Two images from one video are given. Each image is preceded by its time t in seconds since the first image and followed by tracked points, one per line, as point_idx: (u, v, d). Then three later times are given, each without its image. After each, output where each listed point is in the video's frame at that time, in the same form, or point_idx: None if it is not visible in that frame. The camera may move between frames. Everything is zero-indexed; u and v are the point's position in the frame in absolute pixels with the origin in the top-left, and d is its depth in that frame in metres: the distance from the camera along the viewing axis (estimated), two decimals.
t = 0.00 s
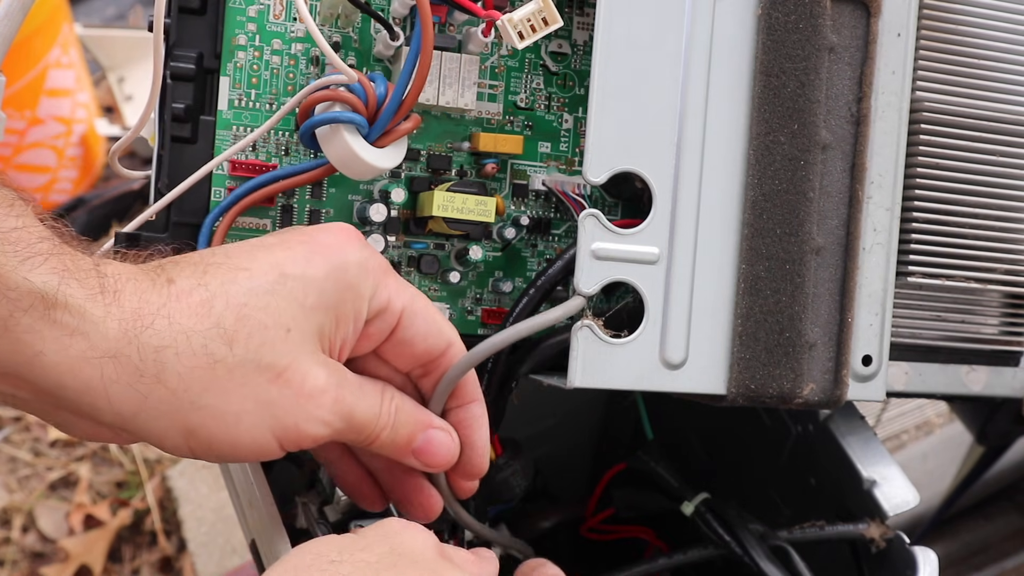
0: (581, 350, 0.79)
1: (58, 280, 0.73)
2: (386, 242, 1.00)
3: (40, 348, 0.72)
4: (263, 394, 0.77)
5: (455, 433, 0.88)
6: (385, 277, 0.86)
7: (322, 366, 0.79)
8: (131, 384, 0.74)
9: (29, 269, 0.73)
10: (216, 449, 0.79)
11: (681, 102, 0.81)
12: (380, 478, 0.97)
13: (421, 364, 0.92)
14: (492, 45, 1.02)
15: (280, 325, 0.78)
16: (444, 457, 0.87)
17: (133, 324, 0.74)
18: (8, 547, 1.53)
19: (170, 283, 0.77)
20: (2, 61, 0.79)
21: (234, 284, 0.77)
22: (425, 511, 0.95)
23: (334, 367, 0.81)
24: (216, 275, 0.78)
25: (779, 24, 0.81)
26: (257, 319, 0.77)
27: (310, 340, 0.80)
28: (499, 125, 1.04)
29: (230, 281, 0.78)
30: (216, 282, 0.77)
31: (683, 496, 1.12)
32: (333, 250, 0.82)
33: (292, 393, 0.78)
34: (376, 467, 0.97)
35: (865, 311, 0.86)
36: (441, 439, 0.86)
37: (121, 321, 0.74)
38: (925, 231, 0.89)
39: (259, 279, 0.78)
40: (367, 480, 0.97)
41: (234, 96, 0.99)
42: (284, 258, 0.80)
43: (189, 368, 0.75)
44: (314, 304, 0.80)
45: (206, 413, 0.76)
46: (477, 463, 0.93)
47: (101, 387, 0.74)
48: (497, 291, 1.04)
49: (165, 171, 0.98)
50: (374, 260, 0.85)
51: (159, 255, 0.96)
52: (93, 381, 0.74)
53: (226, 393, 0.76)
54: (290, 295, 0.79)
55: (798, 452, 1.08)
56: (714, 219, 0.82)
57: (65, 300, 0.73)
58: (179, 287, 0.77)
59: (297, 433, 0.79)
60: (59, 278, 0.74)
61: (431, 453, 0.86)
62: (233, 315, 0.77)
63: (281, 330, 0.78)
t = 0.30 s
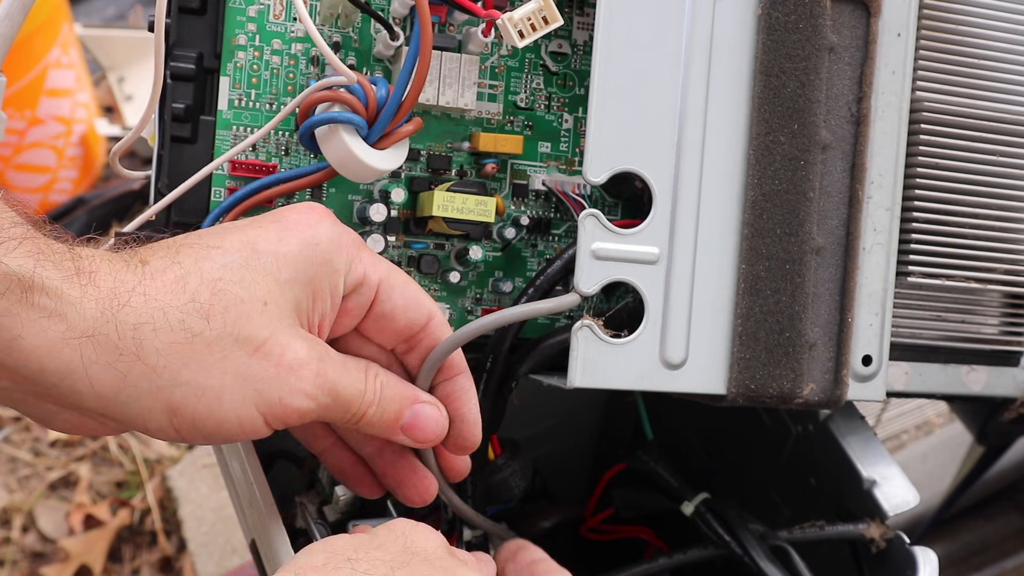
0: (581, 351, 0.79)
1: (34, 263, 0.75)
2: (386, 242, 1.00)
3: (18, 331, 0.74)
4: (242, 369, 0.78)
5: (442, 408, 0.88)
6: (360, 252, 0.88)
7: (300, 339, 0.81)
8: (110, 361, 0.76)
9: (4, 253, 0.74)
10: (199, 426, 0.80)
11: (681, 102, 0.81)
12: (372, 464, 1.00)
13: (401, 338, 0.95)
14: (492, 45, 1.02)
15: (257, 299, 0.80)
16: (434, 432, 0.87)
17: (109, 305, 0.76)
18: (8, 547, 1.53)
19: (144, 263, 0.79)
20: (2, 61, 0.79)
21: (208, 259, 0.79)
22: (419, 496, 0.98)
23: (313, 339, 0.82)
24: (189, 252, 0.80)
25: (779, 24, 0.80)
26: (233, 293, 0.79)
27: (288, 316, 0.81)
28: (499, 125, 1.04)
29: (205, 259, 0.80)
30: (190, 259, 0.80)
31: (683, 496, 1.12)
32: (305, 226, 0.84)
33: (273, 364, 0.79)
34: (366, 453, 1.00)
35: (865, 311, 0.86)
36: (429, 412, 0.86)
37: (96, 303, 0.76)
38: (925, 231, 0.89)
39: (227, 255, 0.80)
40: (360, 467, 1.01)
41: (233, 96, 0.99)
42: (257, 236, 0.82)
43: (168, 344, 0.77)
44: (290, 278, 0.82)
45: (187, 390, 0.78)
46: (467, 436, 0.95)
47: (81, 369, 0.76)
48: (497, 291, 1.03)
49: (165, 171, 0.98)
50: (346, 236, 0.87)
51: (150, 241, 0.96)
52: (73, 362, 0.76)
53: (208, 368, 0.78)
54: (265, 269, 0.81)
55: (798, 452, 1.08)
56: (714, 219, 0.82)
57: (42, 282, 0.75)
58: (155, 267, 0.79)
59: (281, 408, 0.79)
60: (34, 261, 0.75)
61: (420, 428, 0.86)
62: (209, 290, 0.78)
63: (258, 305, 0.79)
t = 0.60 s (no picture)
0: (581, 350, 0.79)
1: (27, 292, 0.75)
2: (385, 241, 1.00)
3: (11, 359, 0.75)
4: (232, 404, 0.79)
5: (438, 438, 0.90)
6: (361, 283, 0.88)
7: (292, 376, 0.81)
8: (100, 394, 0.77)
9: None
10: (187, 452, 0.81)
11: (681, 102, 0.80)
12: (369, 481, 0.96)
13: (399, 368, 0.94)
14: (492, 45, 1.02)
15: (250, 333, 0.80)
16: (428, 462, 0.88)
17: (103, 334, 0.77)
18: (8, 547, 1.54)
19: (138, 293, 0.79)
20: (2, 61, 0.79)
21: (202, 292, 0.80)
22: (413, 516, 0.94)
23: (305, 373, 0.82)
24: (186, 285, 0.80)
25: (779, 24, 0.80)
26: (226, 328, 0.79)
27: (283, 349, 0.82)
28: (499, 125, 1.04)
29: (199, 291, 0.80)
30: (185, 292, 0.80)
31: (684, 496, 1.11)
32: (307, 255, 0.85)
33: (261, 401, 0.80)
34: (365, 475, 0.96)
35: (865, 312, 0.86)
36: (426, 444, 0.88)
37: (90, 331, 0.76)
38: (925, 231, 0.89)
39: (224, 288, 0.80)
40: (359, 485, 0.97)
41: (233, 96, 0.99)
42: (257, 266, 0.82)
43: (156, 377, 0.77)
44: (287, 311, 0.82)
45: (173, 423, 0.79)
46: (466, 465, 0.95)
47: (71, 398, 0.77)
48: (497, 291, 1.04)
49: (166, 171, 0.98)
50: (348, 263, 0.87)
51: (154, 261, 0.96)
52: (63, 390, 0.77)
53: (196, 403, 0.78)
54: (261, 303, 0.81)
55: (798, 452, 1.08)
56: (713, 219, 0.82)
57: (34, 312, 0.75)
58: (150, 296, 0.79)
59: (269, 441, 0.81)
60: (27, 290, 0.75)
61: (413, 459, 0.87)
62: (202, 325, 0.79)
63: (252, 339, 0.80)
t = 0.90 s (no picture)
0: (581, 350, 0.79)
1: (29, 283, 0.75)
2: (385, 241, 1.00)
3: (13, 349, 0.74)
4: (235, 393, 0.79)
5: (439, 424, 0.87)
6: (361, 276, 0.88)
7: (295, 364, 0.80)
8: (104, 383, 0.77)
9: None
10: (191, 445, 0.80)
11: (681, 103, 0.81)
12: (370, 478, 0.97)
13: (400, 361, 0.94)
14: (492, 45, 1.02)
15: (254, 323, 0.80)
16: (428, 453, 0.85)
17: (106, 325, 0.77)
18: (8, 547, 1.54)
19: (141, 283, 0.79)
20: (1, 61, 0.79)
21: (205, 283, 0.80)
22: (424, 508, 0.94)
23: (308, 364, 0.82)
24: (188, 276, 0.80)
25: (779, 24, 0.80)
26: (229, 318, 0.79)
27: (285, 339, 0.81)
28: (499, 125, 1.04)
29: (203, 281, 0.80)
30: (187, 282, 0.80)
31: (683, 496, 1.11)
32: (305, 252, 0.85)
33: (265, 391, 0.79)
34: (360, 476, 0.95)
35: (865, 311, 0.86)
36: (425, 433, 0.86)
37: (92, 322, 0.77)
38: (924, 231, 0.89)
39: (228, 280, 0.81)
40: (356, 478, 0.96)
41: (233, 96, 0.99)
42: (257, 259, 0.82)
43: (160, 366, 0.77)
44: (288, 303, 0.82)
45: (179, 413, 0.78)
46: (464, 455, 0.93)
47: (75, 387, 0.77)
48: (497, 291, 1.04)
49: (166, 171, 0.97)
50: (350, 259, 0.87)
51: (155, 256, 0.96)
52: (67, 381, 0.76)
53: (202, 392, 0.78)
54: (264, 294, 0.81)
55: (798, 453, 1.08)
56: (713, 218, 0.82)
57: (37, 302, 0.75)
58: (152, 286, 0.80)
59: (273, 431, 0.80)
60: (29, 280, 0.75)
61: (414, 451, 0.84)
62: (205, 314, 0.79)
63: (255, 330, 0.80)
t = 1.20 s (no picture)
0: (581, 350, 0.79)
1: (30, 274, 0.76)
2: (385, 241, 1.00)
3: (15, 340, 0.75)
4: (240, 380, 0.78)
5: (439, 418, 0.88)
6: (362, 272, 0.89)
7: (299, 352, 0.80)
8: (105, 371, 0.76)
9: None
10: (194, 438, 0.79)
11: (681, 103, 0.81)
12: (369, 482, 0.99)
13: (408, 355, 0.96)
14: (492, 45, 1.02)
15: (256, 312, 0.80)
16: (432, 443, 0.86)
17: (109, 317, 0.77)
18: (8, 547, 1.54)
19: (143, 277, 0.80)
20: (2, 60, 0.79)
21: (207, 275, 0.80)
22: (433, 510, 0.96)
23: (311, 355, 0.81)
24: (190, 268, 0.80)
25: (779, 24, 0.80)
26: (231, 308, 0.79)
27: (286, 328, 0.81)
28: (499, 125, 1.04)
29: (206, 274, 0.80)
30: (190, 274, 0.80)
31: (683, 496, 1.11)
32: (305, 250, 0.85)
33: (271, 376, 0.78)
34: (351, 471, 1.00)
35: (865, 312, 0.86)
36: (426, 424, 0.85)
37: (93, 316, 0.77)
38: (925, 231, 0.89)
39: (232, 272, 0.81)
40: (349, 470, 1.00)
41: (233, 96, 0.99)
42: (258, 253, 0.83)
43: (163, 353, 0.77)
44: (290, 294, 0.82)
45: (183, 402, 0.77)
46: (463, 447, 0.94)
47: (76, 376, 0.76)
48: (497, 291, 1.04)
49: (166, 171, 0.98)
50: (349, 256, 0.88)
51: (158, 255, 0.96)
52: (68, 373, 0.76)
53: (207, 379, 0.77)
54: (266, 285, 0.81)
55: (798, 453, 1.08)
56: (713, 218, 0.82)
57: (38, 293, 0.75)
58: (155, 279, 0.80)
59: (278, 420, 0.78)
60: (30, 272, 0.76)
61: (419, 439, 0.85)
62: (207, 305, 0.79)
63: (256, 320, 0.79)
